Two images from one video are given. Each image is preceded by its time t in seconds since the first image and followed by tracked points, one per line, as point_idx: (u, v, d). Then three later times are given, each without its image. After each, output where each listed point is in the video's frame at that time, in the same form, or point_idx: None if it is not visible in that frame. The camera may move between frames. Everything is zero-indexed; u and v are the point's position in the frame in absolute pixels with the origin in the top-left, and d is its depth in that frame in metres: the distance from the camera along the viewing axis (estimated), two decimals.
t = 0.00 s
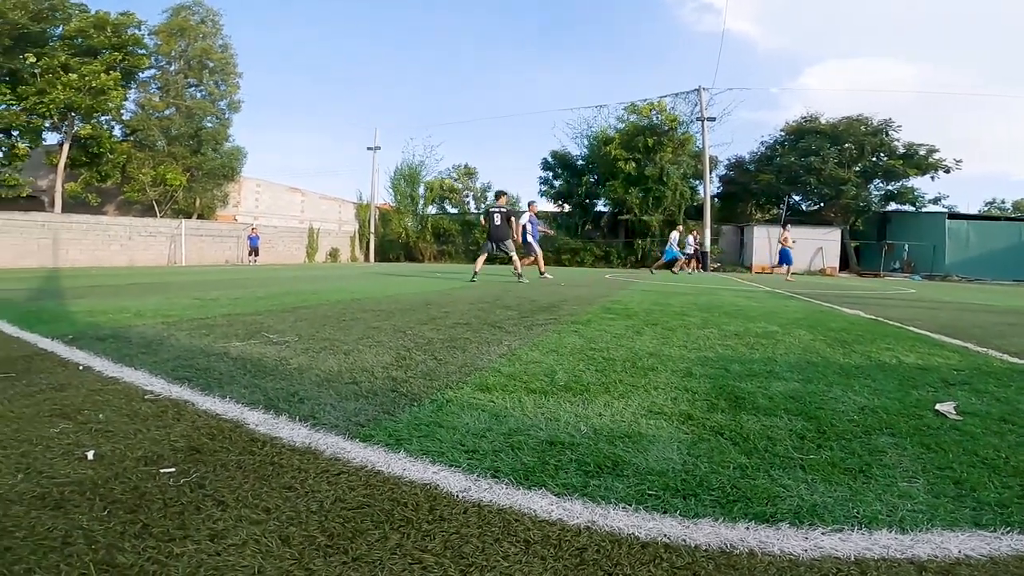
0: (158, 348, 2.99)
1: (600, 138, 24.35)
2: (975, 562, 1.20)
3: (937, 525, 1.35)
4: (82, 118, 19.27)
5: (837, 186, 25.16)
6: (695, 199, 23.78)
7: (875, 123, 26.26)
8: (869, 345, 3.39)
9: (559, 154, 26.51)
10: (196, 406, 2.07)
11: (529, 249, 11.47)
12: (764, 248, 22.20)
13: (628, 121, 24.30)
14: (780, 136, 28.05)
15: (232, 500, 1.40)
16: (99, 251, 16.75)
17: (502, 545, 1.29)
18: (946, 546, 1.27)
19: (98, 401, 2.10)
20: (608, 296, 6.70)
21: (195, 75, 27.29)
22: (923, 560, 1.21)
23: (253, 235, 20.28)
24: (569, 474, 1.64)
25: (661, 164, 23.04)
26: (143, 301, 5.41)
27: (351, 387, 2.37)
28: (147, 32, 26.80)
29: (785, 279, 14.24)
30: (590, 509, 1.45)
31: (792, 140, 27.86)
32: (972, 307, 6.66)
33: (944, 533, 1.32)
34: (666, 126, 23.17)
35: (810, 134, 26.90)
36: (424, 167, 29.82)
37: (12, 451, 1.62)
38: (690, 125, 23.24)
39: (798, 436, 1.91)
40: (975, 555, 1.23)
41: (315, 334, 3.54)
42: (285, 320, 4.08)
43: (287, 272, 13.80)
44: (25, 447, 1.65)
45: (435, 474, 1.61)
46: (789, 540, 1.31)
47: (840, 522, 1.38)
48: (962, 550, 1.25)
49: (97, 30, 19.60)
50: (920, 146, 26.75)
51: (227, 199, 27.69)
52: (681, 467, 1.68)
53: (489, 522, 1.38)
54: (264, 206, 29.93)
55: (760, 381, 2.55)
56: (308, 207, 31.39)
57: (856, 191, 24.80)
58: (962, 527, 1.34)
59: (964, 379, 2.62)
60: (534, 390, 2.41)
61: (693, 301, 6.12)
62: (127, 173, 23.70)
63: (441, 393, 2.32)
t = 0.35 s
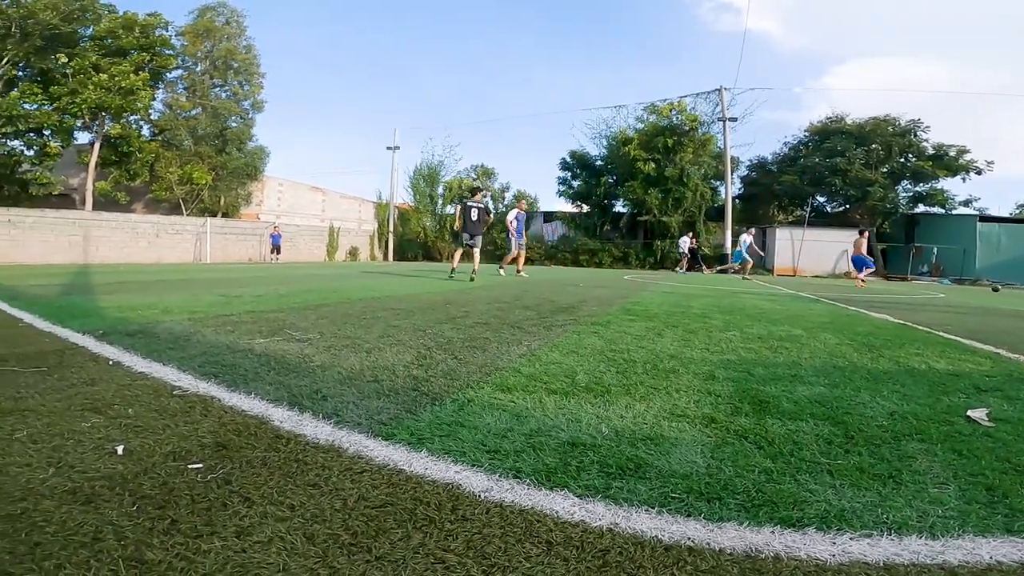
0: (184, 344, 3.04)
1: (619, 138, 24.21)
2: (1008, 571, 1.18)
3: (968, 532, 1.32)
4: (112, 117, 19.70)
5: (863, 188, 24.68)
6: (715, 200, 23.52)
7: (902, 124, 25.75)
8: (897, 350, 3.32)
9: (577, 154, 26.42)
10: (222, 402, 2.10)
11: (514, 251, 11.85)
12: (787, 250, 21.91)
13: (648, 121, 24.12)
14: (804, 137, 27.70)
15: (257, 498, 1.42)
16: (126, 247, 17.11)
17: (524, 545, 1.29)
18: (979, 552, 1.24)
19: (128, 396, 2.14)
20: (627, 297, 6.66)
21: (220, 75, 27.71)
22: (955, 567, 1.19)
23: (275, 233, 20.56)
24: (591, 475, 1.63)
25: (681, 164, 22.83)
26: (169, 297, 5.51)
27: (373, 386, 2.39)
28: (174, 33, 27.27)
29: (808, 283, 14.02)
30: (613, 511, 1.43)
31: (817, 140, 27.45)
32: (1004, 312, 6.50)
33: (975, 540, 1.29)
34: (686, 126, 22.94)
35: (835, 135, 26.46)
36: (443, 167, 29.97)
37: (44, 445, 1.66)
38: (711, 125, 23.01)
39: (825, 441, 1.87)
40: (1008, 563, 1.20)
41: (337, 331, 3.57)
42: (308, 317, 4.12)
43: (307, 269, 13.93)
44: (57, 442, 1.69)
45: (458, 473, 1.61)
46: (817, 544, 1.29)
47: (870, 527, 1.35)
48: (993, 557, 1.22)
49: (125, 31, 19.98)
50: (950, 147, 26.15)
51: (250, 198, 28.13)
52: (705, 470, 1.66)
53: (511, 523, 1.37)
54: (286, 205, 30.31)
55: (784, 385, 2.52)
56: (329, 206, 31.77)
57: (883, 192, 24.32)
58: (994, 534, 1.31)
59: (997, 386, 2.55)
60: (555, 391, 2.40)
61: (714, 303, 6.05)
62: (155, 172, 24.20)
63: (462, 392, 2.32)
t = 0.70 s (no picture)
0: (202, 340, 3.08)
1: (634, 139, 24.09)
2: None
3: (990, 539, 1.30)
4: (135, 116, 20.02)
5: (885, 191, 24.30)
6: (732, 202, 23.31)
7: (925, 126, 25.34)
8: (918, 356, 3.27)
9: (592, 155, 26.36)
10: (238, 398, 2.13)
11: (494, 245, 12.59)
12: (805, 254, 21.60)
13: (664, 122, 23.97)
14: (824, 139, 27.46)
15: (271, 495, 1.42)
16: (147, 244, 17.36)
17: (536, 547, 1.28)
18: (998, 560, 1.23)
19: (147, 391, 2.17)
20: (642, 299, 6.64)
21: (240, 75, 28.01)
22: None
23: (292, 231, 20.75)
24: (604, 478, 1.61)
25: (697, 166, 22.66)
26: (187, 294, 5.58)
27: (387, 384, 2.40)
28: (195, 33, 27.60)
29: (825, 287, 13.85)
30: (626, 513, 1.42)
31: (836, 143, 27.14)
32: None
33: (997, 548, 1.27)
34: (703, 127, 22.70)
35: (855, 137, 26.11)
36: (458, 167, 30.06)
37: (64, 439, 1.68)
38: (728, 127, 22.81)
39: (844, 446, 1.84)
40: None
41: (351, 330, 3.58)
42: (323, 315, 4.15)
43: (324, 268, 14.03)
44: (77, 436, 1.71)
45: (470, 474, 1.61)
46: (834, 550, 1.27)
47: (887, 533, 1.33)
48: (1015, 565, 1.20)
49: (148, 31, 20.26)
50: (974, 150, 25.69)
51: (268, 197, 28.40)
52: (720, 475, 1.64)
53: (523, 524, 1.37)
54: (303, 204, 30.58)
55: (801, 390, 2.48)
56: (344, 205, 32.01)
57: (905, 196, 23.96)
58: (1017, 542, 1.28)
59: (1021, 394, 2.49)
60: (569, 392, 2.39)
61: (729, 306, 5.99)
62: (176, 171, 24.56)
63: (475, 392, 2.32)
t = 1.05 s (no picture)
0: (222, 337, 3.11)
1: (649, 140, 23.96)
2: None
3: (1013, 547, 1.29)
4: (157, 116, 20.38)
5: (907, 195, 23.91)
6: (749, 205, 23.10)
7: (949, 128, 24.88)
8: (940, 362, 3.21)
9: (607, 157, 26.27)
10: (258, 395, 2.15)
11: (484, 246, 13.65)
12: (823, 258, 21.34)
13: (680, 123, 23.81)
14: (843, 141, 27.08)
15: (291, 493, 1.44)
16: (167, 242, 17.61)
17: (553, 548, 1.28)
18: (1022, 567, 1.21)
19: (169, 387, 2.19)
20: (657, 301, 6.60)
21: (259, 75, 28.31)
22: None
23: (308, 230, 20.93)
24: (620, 480, 1.61)
25: (714, 168, 22.48)
26: (206, 291, 5.64)
27: (404, 384, 2.40)
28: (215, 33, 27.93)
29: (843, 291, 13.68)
30: (642, 517, 1.42)
31: (857, 145, 26.77)
32: None
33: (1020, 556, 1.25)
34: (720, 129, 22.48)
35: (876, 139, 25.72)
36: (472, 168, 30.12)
37: (89, 434, 1.71)
38: (745, 129, 22.60)
39: (864, 452, 1.82)
40: None
41: (367, 329, 3.60)
42: (339, 314, 4.18)
43: (339, 266, 14.12)
44: (101, 431, 1.74)
45: (487, 473, 1.61)
46: (854, 555, 1.26)
47: (908, 538, 1.32)
48: None
49: (170, 31, 20.60)
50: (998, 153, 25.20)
51: (285, 195, 28.69)
52: (739, 479, 1.63)
53: (541, 525, 1.36)
54: (319, 204, 30.84)
55: (820, 395, 2.45)
56: (360, 204, 32.24)
57: (927, 199, 23.56)
58: None
59: None
60: (584, 394, 2.38)
61: (746, 310, 5.94)
62: (196, 169, 24.94)
63: (491, 393, 2.32)
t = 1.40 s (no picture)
0: (243, 334, 3.14)
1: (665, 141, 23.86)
2: None
3: None
4: (179, 115, 20.77)
5: (930, 197, 23.47)
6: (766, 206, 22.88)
7: (973, 130, 24.39)
8: (966, 367, 3.15)
9: (623, 158, 26.19)
10: (279, 393, 2.17)
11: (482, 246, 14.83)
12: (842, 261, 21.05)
13: (696, 125, 23.65)
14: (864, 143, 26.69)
15: (313, 491, 1.44)
16: (188, 240, 17.88)
17: (574, 549, 1.27)
18: None
19: (193, 384, 2.22)
20: (674, 304, 6.56)
21: (277, 76, 28.62)
22: None
23: (325, 230, 21.07)
24: (641, 482, 1.59)
25: (730, 169, 22.27)
26: (227, 289, 5.71)
27: (422, 383, 2.40)
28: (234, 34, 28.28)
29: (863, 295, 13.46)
30: (663, 519, 1.40)
31: (878, 146, 26.39)
32: None
33: None
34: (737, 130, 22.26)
35: (898, 141, 25.31)
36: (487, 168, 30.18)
37: (115, 430, 1.73)
38: (763, 130, 22.39)
39: (889, 457, 1.78)
40: None
41: (384, 328, 3.62)
42: (357, 313, 4.20)
43: (356, 266, 14.19)
44: (127, 427, 1.76)
45: (506, 474, 1.60)
46: (878, 559, 1.24)
47: (935, 543, 1.29)
48: None
49: (191, 31, 20.93)
50: None
51: (303, 195, 29.00)
52: (760, 482, 1.61)
53: (561, 526, 1.36)
54: (336, 203, 31.11)
55: (842, 400, 2.41)
56: (376, 204, 32.48)
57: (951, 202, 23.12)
58: None
59: None
60: (602, 395, 2.37)
61: (764, 313, 5.88)
62: (216, 169, 25.34)
63: (510, 393, 2.32)
